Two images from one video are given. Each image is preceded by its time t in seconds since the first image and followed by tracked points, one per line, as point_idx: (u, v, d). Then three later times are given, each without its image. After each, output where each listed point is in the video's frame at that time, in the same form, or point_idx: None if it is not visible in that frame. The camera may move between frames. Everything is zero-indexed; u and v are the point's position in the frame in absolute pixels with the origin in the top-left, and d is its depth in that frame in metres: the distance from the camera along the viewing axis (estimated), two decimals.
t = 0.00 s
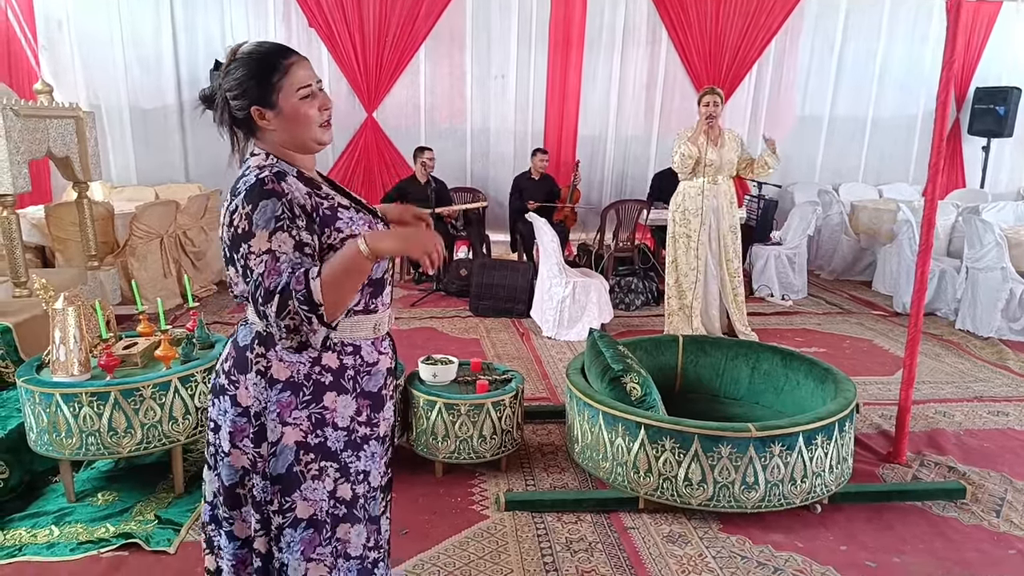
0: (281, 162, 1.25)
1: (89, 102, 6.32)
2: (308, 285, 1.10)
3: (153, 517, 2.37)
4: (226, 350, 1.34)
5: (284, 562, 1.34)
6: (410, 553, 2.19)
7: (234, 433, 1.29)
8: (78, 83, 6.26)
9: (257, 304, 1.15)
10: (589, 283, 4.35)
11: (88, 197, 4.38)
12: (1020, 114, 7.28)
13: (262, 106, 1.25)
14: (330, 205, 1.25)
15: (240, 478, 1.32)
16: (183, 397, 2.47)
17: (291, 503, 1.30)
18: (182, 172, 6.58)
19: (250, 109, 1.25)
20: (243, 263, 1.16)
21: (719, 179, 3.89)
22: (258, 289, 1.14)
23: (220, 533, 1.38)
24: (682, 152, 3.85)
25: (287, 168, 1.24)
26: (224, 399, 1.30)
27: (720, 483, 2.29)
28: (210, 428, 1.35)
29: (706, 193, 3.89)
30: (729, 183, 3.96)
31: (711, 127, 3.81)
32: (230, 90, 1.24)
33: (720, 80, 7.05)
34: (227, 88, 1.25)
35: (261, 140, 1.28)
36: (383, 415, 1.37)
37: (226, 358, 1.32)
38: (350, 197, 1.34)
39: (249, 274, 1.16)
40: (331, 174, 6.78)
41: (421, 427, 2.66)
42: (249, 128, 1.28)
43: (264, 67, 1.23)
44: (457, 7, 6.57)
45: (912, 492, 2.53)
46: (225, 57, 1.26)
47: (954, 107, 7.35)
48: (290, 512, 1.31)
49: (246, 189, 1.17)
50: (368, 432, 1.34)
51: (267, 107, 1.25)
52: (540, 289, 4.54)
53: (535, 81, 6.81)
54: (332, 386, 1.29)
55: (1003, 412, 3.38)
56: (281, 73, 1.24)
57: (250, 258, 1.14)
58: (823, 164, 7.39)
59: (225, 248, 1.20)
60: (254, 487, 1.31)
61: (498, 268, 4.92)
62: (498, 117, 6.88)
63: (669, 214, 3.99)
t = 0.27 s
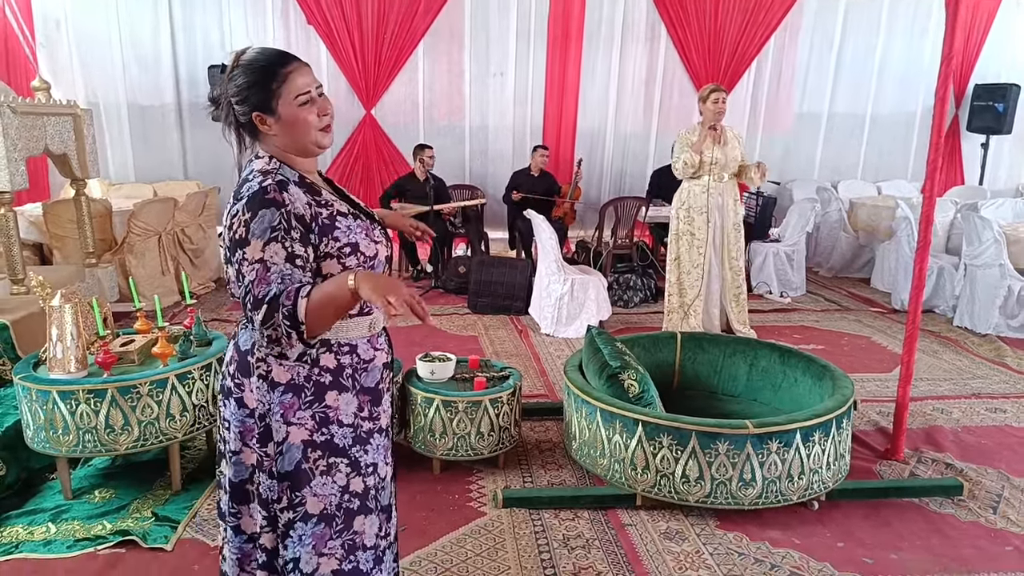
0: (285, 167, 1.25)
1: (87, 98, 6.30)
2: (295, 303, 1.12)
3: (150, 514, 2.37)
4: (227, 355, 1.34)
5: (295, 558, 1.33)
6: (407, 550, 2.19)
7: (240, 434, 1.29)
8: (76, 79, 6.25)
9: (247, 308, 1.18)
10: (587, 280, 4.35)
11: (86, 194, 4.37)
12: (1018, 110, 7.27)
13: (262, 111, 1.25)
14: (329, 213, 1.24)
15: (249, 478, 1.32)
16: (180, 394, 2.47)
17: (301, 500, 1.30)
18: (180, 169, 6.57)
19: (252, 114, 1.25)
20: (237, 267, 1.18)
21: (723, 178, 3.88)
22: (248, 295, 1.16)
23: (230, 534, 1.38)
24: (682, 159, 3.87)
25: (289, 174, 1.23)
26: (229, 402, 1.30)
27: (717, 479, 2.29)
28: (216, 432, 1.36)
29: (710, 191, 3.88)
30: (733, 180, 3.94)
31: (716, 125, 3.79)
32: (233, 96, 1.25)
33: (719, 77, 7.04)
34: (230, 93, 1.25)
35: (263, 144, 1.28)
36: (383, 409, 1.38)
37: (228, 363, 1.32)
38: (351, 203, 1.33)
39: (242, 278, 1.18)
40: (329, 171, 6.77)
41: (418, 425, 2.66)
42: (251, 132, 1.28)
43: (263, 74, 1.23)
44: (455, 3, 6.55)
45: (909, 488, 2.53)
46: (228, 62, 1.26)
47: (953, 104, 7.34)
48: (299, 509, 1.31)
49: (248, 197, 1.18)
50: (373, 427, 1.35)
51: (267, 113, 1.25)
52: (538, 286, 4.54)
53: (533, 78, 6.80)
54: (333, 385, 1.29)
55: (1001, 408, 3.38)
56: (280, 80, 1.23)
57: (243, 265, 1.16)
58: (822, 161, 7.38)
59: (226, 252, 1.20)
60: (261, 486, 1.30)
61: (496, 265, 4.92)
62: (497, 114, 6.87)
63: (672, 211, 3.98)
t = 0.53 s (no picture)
0: (277, 162, 1.24)
1: (83, 96, 6.27)
2: (299, 289, 1.11)
3: (147, 512, 2.36)
4: (228, 337, 1.33)
5: (283, 540, 1.33)
6: (405, 548, 2.18)
7: (237, 416, 1.29)
8: (72, 77, 6.23)
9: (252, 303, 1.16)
10: (585, 277, 4.34)
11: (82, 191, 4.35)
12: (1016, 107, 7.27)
13: (255, 103, 1.24)
14: (324, 202, 1.23)
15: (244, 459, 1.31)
16: (176, 392, 2.46)
17: (292, 483, 1.30)
18: (176, 167, 6.55)
19: (244, 105, 1.24)
20: (238, 264, 1.17)
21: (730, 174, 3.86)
22: (251, 289, 1.15)
23: (223, 511, 1.38)
24: (687, 158, 3.86)
25: (282, 168, 1.22)
26: (228, 384, 1.29)
27: (715, 476, 2.28)
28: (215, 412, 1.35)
29: (717, 188, 3.86)
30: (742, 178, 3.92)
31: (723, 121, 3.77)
32: (228, 86, 1.24)
33: (717, 73, 7.02)
34: (225, 84, 1.24)
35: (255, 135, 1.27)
36: (379, 397, 1.38)
37: (230, 345, 1.31)
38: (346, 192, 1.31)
39: (244, 274, 1.17)
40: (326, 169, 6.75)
41: (416, 422, 2.65)
42: (243, 123, 1.27)
43: (258, 67, 1.22)
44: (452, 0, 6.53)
45: (908, 485, 2.53)
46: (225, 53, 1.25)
47: (951, 100, 7.34)
48: (290, 492, 1.30)
49: (242, 191, 1.17)
50: (365, 415, 1.35)
51: (259, 105, 1.24)
52: (536, 283, 4.53)
53: (531, 74, 6.79)
54: (332, 370, 1.28)
55: (999, 404, 3.38)
56: (274, 74, 1.22)
57: (244, 261, 1.15)
58: (820, 157, 7.37)
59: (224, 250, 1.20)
60: (254, 468, 1.30)
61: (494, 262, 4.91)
62: (494, 111, 6.85)
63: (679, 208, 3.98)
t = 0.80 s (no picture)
0: (269, 153, 1.22)
1: (76, 88, 6.23)
2: (290, 280, 1.07)
3: (140, 508, 2.35)
4: (221, 341, 1.32)
5: (283, 544, 1.31)
6: (399, 544, 2.17)
7: (233, 421, 1.28)
8: (65, 70, 6.18)
9: (242, 295, 1.13)
10: (581, 272, 4.33)
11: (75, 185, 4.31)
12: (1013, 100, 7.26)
13: (247, 96, 1.22)
14: (316, 195, 1.21)
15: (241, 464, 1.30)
16: (169, 387, 2.44)
17: (290, 487, 1.28)
18: (171, 160, 6.51)
19: (237, 98, 1.23)
20: (229, 255, 1.15)
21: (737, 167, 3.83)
22: (242, 280, 1.12)
23: (223, 518, 1.36)
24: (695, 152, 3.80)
25: (274, 159, 1.20)
26: (222, 388, 1.29)
27: (710, 471, 2.28)
28: (211, 418, 1.34)
29: (726, 183, 3.84)
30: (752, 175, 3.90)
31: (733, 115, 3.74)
32: (222, 79, 1.23)
33: (715, 67, 6.99)
34: (219, 76, 1.23)
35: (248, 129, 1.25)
36: (378, 398, 1.36)
37: (222, 350, 1.30)
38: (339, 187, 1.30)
39: (235, 265, 1.15)
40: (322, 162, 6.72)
41: (411, 417, 2.64)
42: (239, 118, 1.26)
43: (251, 58, 1.20)
44: None
45: (904, 480, 2.53)
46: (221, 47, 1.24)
47: (948, 94, 7.32)
48: (288, 497, 1.28)
49: (234, 180, 1.15)
50: (364, 416, 1.33)
51: (252, 98, 1.22)
52: (533, 278, 4.52)
53: (528, 67, 6.75)
54: (326, 373, 1.27)
55: (995, 399, 3.38)
56: (267, 66, 1.21)
57: (235, 250, 1.13)
58: (817, 151, 7.36)
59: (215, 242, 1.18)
60: (251, 474, 1.28)
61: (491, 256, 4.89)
62: (491, 104, 6.82)
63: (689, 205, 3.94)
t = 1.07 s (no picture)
0: (251, 130, 1.18)
1: (65, 74, 6.15)
2: (263, 249, 1.06)
3: (128, 498, 2.32)
4: (203, 326, 1.28)
5: (270, 533, 1.29)
6: (390, 534, 2.16)
7: (215, 409, 1.23)
8: (53, 56, 6.09)
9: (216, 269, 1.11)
10: (575, 261, 4.30)
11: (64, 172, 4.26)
12: (1010, 89, 7.23)
13: (229, 72, 1.18)
14: (300, 169, 1.18)
15: (224, 454, 1.26)
16: (157, 376, 2.41)
17: (276, 476, 1.26)
18: (162, 148, 6.44)
19: (219, 75, 1.19)
20: (204, 228, 1.12)
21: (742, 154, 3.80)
22: (215, 252, 1.10)
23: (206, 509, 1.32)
24: (700, 139, 3.79)
25: (257, 135, 1.17)
26: (203, 375, 1.24)
27: (704, 461, 2.26)
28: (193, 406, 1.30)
29: (727, 171, 3.81)
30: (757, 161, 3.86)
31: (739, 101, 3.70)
32: (205, 55, 1.18)
33: (712, 54, 6.94)
34: (200, 51, 1.19)
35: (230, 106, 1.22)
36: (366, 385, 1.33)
37: (204, 335, 1.26)
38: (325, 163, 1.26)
39: (209, 237, 1.12)
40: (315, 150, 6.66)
41: (402, 407, 2.61)
42: (220, 94, 1.22)
43: (233, 34, 1.16)
44: None
45: (898, 469, 2.52)
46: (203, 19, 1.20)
47: (945, 82, 7.29)
48: (275, 485, 1.26)
49: (210, 154, 1.12)
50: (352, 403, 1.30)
51: (233, 75, 1.18)
52: (527, 267, 4.49)
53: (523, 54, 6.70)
54: (314, 358, 1.24)
55: (989, 388, 3.37)
56: (249, 42, 1.16)
57: (209, 223, 1.10)
58: (813, 140, 7.33)
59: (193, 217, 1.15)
60: (236, 463, 1.25)
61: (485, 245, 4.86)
62: (485, 92, 6.76)
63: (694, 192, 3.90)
